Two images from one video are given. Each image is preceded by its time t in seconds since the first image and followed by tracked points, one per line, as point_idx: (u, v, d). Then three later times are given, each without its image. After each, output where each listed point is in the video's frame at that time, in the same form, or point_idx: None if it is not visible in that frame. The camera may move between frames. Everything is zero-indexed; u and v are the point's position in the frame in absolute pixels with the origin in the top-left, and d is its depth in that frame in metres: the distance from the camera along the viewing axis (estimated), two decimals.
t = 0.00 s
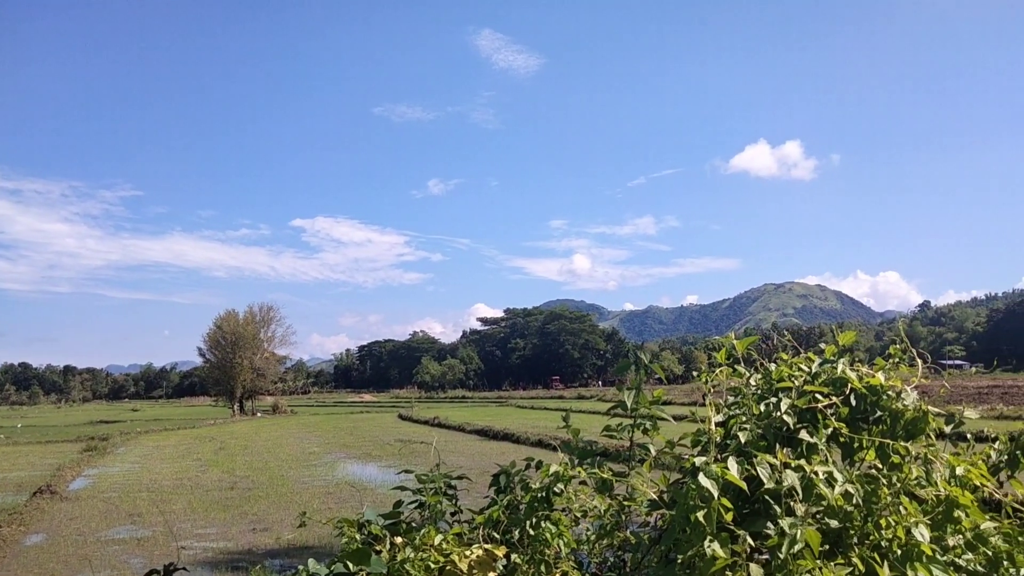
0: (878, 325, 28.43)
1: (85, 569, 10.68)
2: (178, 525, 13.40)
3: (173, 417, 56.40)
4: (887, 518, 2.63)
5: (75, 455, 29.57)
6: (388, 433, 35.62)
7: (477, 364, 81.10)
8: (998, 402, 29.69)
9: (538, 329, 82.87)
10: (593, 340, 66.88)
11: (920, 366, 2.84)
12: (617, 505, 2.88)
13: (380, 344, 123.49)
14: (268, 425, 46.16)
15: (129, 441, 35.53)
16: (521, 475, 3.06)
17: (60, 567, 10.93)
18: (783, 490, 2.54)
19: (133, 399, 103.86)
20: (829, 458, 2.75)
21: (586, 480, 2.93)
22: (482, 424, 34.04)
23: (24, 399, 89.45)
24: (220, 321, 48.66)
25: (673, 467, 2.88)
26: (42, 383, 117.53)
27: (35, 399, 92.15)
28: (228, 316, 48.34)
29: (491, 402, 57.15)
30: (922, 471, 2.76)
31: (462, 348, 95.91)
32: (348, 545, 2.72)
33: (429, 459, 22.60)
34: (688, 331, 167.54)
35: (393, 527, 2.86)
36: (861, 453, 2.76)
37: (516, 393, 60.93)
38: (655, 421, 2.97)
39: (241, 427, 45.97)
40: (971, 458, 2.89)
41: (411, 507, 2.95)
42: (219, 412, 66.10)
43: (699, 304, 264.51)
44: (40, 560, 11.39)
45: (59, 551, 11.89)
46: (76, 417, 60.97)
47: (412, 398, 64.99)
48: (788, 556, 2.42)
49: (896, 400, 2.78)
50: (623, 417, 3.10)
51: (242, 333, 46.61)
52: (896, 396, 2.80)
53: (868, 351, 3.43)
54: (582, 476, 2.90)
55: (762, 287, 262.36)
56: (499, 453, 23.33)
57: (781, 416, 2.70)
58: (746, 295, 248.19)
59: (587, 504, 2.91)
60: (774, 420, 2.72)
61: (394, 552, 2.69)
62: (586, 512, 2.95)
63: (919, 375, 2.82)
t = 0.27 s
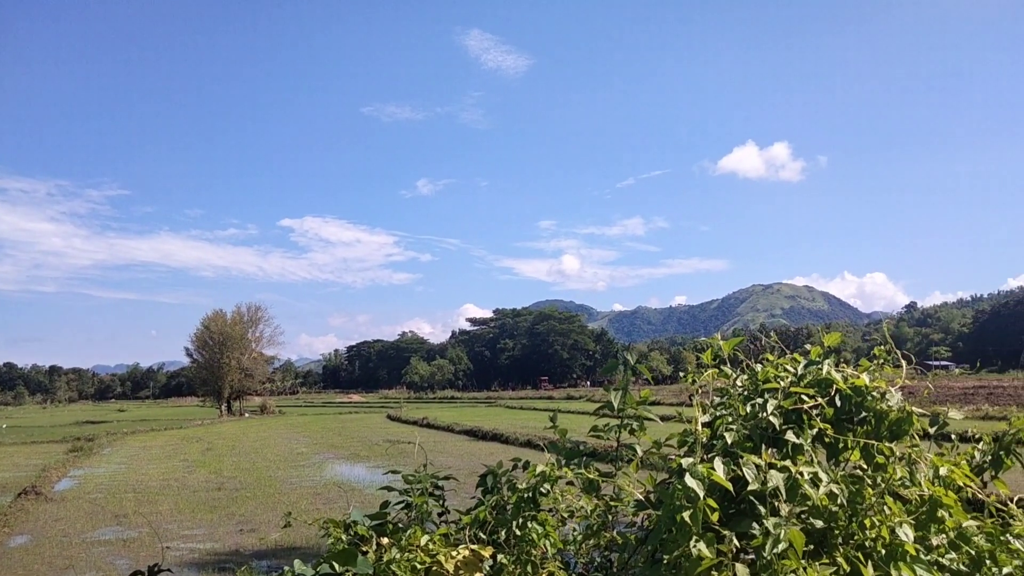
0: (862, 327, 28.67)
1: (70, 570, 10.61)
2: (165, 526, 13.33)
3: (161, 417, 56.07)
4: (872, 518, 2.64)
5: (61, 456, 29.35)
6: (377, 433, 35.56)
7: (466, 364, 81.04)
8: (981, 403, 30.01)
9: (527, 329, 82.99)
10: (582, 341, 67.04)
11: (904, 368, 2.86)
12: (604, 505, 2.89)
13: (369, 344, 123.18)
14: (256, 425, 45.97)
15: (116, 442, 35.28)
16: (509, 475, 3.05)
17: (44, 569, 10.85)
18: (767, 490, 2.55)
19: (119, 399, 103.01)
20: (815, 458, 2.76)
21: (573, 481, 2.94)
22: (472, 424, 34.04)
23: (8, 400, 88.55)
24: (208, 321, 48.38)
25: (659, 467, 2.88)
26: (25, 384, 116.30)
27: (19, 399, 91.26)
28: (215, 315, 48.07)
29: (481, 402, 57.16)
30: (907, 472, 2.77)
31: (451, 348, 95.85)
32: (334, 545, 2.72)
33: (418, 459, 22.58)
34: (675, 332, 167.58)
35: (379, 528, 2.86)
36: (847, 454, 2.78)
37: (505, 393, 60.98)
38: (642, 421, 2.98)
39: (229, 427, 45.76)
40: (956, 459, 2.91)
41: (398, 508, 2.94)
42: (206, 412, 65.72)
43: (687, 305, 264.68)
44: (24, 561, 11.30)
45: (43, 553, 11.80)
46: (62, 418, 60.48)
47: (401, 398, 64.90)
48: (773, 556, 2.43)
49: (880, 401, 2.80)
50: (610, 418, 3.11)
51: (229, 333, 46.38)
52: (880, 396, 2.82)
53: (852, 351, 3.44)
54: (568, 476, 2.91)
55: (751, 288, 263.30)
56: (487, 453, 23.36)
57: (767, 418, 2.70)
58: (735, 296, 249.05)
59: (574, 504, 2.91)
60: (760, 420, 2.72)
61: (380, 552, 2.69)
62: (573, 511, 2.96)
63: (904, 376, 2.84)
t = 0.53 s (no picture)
0: (850, 328, 28.83)
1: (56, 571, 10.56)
2: (153, 527, 13.27)
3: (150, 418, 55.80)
4: (859, 518, 2.65)
5: (48, 456, 29.19)
6: (368, 434, 35.51)
7: (457, 365, 80.97)
8: (967, 403, 30.24)
9: (518, 330, 83.05)
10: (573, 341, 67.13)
11: (891, 369, 2.87)
12: (593, 506, 2.89)
13: (359, 344, 122.88)
14: (246, 426, 45.79)
15: (104, 442, 35.07)
16: (497, 476, 3.06)
17: (30, 569, 10.78)
18: (755, 490, 2.56)
19: (108, 400, 102.36)
20: (802, 458, 2.77)
21: (563, 481, 2.94)
22: (463, 425, 34.02)
23: None
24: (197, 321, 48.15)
25: (649, 468, 2.88)
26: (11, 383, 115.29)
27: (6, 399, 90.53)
28: (205, 315, 47.84)
29: (472, 403, 57.16)
30: (893, 472, 2.79)
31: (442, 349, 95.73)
32: (322, 545, 2.71)
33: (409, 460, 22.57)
34: (664, 332, 167.43)
35: (367, 529, 2.85)
36: (835, 454, 2.79)
37: (496, 393, 61.00)
38: (631, 420, 2.98)
39: (218, 427, 45.57)
40: (943, 459, 2.93)
41: (387, 509, 2.94)
42: (196, 413, 65.41)
43: (678, 306, 264.38)
44: (10, 562, 11.23)
45: (29, 554, 11.72)
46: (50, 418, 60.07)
47: (391, 398, 64.79)
48: (761, 557, 2.44)
49: (868, 401, 2.81)
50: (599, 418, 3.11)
51: (219, 333, 46.17)
52: (867, 396, 2.83)
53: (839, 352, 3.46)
54: (558, 477, 2.91)
55: (741, 289, 263.55)
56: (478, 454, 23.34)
57: (755, 418, 2.71)
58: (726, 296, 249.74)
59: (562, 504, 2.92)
60: (748, 421, 2.73)
61: (369, 553, 2.68)
62: (563, 512, 2.96)
63: (891, 376, 2.85)
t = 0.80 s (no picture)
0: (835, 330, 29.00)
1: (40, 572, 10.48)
2: (139, 527, 13.20)
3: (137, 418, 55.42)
4: (844, 518, 2.66)
5: (33, 456, 28.96)
6: (356, 434, 35.44)
7: (446, 365, 80.86)
8: (951, 404, 30.50)
9: (508, 330, 83.09)
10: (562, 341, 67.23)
11: (876, 369, 2.89)
12: (580, 505, 2.89)
13: (348, 344, 122.55)
14: (234, 426, 45.55)
15: (90, 442, 34.81)
16: (485, 475, 3.06)
17: (14, 570, 10.70)
18: (741, 490, 2.57)
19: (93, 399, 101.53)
20: (788, 458, 2.79)
21: (549, 481, 2.94)
22: (452, 425, 34.02)
23: None
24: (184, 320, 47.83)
25: (636, 467, 2.89)
26: None
27: None
28: (192, 314, 47.54)
29: (461, 403, 57.15)
30: (878, 472, 2.80)
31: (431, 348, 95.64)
32: (309, 545, 2.70)
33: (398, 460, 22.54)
34: (651, 332, 167.44)
35: (355, 529, 2.85)
36: (819, 454, 2.80)
37: (485, 393, 61.01)
38: (618, 421, 2.99)
39: (205, 427, 45.31)
40: (926, 459, 2.95)
41: (374, 508, 2.93)
42: (183, 413, 65.00)
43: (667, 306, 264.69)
44: None
45: (13, 555, 11.63)
46: (35, 418, 59.54)
47: (380, 398, 64.67)
48: (746, 556, 2.45)
49: (853, 401, 2.83)
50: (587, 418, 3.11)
51: (206, 333, 45.90)
52: (852, 397, 2.85)
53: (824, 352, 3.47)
54: (544, 477, 2.91)
55: (730, 289, 264.21)
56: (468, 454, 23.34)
57: (741, 418, 2.73)
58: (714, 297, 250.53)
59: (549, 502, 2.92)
60: (735, 421, 2.74)
61: (355, 554, 2.68)
62: (550, 511, 2.97)
63: (876, 376, 2.87)
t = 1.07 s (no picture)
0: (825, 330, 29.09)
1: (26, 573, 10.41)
2: (127, 527, 13.13)
3: (126, 417, 55.07)
4: (833, 517, 2.67)
5: (21, 456, 28.75)
6: (347, 433, 35.34)
7: (438, 364, 80.68)
8: (939, 403, 30.68)
9: (500, 330, 83.02)
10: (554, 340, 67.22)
11: (863, 368, 2.91)
12: (570, 505, 2.89)
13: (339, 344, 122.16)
14: (223, 425, 45.33)
15: (77, 442, 34.55)
16: (474, 476, 3.05)
17: None
18: (730, 490, 2.57)
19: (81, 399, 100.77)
20: (776, 457, 2.80)
21: (538, 480, 2.94)
22: (443, 424, 34.00)
23: None
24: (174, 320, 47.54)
25: (625, 466, 2.89)
26: None
27: None
28: (182, 314, 47.26)
29: (452, 402, 57.08)
30: (865, 471, 2.82)
31: (422, 348, 95.49)
32: (297, 546, 2.69)
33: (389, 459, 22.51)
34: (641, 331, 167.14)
35: (343, 529, 2.83)
36: (808, 453, 2.82)
37: (476, 392, 60.96)
38: (608, 420, 2.99)
39: (195, 427, 45.07)
40: (914, 458, 2.97)
41: (363, 508, 2.92)
42: (173, 412, 64.65)
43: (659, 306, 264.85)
44: None
45: None
46: (22, 417, 59.06)
47: (371, 398, 64.52)
48: (734, 554, 2.45)
49: (841, 401, 2.84)
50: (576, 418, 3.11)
51: (196, 332, 45.63)
52: (841, 396, 2.85)
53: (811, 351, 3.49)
54: (533, 476, 2.91)
55: (722, 289, 264.44)
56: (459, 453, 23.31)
57: (729, 418, 2.74)
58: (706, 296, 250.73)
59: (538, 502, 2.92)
60: (723, 421, 2.76)
61: (343, 553, 2.67)
62: (539, 511, 2.97)
63: (864, 376, 2.89)
